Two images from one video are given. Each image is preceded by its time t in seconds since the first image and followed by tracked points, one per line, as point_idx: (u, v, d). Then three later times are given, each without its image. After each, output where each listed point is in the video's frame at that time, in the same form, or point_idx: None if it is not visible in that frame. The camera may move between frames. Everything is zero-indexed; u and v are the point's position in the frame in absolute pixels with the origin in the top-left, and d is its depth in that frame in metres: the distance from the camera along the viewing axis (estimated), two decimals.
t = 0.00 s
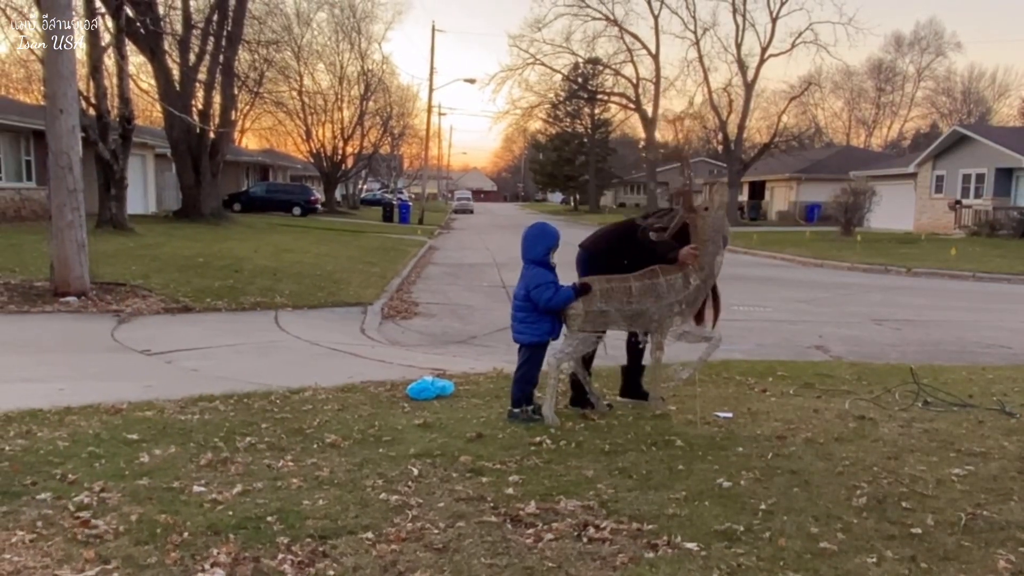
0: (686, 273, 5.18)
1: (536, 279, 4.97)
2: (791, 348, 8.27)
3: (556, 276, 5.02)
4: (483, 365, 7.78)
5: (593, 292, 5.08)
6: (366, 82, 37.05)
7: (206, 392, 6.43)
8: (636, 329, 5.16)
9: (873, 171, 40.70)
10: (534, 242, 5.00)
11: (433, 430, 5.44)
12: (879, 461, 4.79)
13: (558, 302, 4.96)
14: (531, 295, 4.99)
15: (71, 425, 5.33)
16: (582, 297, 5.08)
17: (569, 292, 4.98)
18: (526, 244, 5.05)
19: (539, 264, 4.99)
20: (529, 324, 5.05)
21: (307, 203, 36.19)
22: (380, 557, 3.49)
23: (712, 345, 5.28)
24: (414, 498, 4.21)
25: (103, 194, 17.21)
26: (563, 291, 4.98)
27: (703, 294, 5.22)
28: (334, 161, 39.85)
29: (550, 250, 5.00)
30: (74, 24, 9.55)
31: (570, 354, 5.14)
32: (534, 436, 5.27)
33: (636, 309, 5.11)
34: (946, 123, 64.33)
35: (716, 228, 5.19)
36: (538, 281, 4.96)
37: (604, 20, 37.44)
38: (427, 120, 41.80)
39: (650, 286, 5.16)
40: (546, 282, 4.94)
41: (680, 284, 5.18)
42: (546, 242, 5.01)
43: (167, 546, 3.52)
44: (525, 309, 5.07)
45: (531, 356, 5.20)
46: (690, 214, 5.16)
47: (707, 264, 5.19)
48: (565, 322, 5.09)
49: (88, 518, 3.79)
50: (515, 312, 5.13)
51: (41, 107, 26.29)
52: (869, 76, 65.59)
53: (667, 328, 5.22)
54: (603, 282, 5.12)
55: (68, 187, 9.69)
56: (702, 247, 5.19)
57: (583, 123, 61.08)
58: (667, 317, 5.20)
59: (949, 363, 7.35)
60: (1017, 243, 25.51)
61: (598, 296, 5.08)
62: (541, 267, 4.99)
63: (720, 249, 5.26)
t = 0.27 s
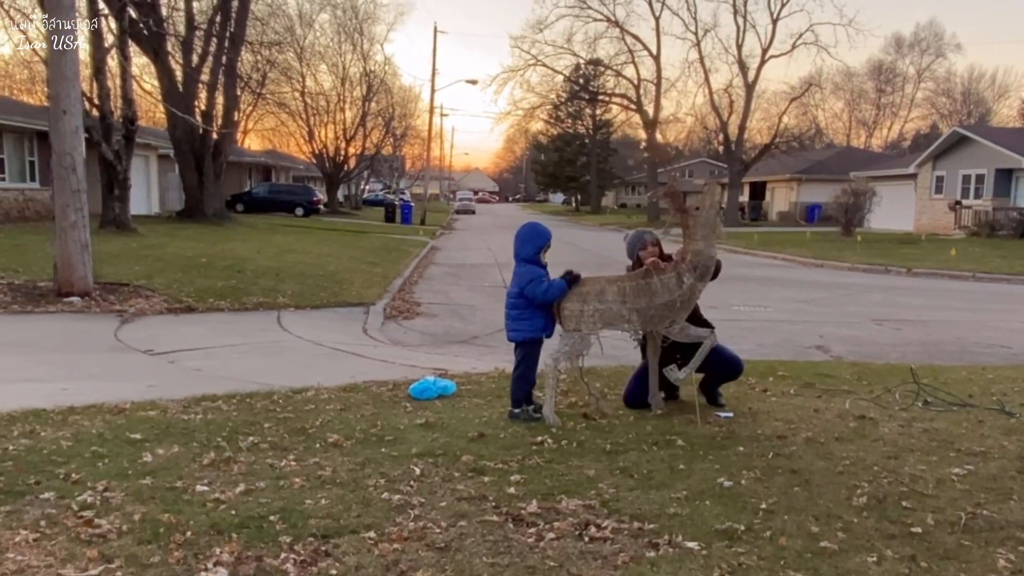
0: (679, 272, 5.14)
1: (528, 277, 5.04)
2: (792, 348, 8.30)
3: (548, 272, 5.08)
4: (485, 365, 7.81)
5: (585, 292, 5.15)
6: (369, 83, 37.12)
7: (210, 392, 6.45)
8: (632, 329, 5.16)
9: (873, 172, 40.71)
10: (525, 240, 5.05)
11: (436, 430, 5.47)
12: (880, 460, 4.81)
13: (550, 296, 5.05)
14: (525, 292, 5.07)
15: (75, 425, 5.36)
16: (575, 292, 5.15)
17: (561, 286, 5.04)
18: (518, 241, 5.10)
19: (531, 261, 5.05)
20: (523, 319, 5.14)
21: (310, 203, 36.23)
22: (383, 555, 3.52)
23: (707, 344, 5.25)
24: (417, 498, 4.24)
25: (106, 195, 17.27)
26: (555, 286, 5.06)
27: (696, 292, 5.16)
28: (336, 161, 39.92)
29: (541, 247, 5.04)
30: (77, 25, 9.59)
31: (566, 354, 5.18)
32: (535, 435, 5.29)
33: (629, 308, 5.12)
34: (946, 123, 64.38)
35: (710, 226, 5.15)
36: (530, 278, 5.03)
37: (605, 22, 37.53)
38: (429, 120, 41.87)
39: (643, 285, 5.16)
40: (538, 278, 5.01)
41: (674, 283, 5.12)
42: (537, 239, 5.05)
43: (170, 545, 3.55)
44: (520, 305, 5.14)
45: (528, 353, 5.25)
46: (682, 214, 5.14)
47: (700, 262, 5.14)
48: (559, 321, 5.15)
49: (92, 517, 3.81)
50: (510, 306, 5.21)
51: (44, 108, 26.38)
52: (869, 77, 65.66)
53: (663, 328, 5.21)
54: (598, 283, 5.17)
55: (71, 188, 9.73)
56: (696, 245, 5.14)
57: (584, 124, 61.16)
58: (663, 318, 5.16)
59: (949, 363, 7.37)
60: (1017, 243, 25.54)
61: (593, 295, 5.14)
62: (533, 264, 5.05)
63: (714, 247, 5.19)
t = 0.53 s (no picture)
0: (680, 273, 5.17)
1: (530, 279, 5.04)
2: (792, 348, 8.31)
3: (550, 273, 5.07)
4: (486, 365, 7.83)
5: (587, 292, 5.16)
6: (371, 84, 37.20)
7: (212, 392, 6.48)
8: (633, 329, 5.19)
9: (874, 172, 40.72)
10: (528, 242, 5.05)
11: (437, 429, 5.50)
12: (880, 459, 4.83)
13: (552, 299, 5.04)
14: (527, 294, 5.07)
15: (78, 424, 5.39)
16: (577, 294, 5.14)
17: (564, 288, 5.04)
18: (521, 242, 5.10)
19: (533, 263, 5.05)
20: (525, 321, 5.14)
21: (312, 204, 36.28)
22: (385, 555, 3.54)
23: (708, 344, 5.27)
24: (419, 497, 4.26)
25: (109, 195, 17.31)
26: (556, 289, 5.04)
27: (697, 293, 5.19)
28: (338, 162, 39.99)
29: (543, 248, 5.05)
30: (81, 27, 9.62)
31: (567, 355, 5.20)
32: (537, 435, 5.31)
33: (631, 308, 5.15)
34: (946, 124, 64.37)
35: (710, 226, 5.16)
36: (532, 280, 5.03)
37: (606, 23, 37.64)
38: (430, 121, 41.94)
39: (644, 286, 5.18)
40: (540, 280, 5.00)
41: (675, 283, 5.16)
42: (538, 240, 5.05)
43: (174, 544, 3.58)
44: (523, 306, 5.14)
45: (530, 354, 5.26)
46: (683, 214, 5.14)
47: (701, 263, 5.15)
48: (561, 322, 5.16)
49: (95, 517, 3.84)
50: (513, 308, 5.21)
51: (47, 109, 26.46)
52: (869, 78, 65.72)
53: (664, 328, 5.23)
54: (600, 284, 5.20)
55: (75, 189, 9.76)
56: (696, 245, 5.15)
57: (585, 125, 61.23)
58: (664, 318, 5.20)
59: (949, 363, 7.38)
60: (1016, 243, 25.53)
61: (594, 296, 5.16)
62: (535, 266, 5.04)
63: (714, 246, 5.20)
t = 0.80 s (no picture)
0: (683, 273, 5.19)
1: (535, 282, 5.06)
2: (793, 348, 8.33)
3: (554, 276, 5.10)
4: (488, 365, 7.85)
5: (590, 293, 5.19)
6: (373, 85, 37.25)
7: (215, 392, 6.51)
8: (636, 330, 5.22)
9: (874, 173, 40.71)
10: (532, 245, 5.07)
11: (439, 429, 5.52)
12: (880, 459, 4.85)
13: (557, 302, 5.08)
14: (532, 296, 5.09)
15: (82, 424, 5.42)
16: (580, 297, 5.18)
17: (569, 289, 5.08)
18: (526, 245, 5.12)
19: (537, 266, 5.07)
20: (530, 324, 5.17)
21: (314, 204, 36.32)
22: (387, 554, 3.56)
23: (710, 343, 5.28)
24: (421, 497, 4.29)
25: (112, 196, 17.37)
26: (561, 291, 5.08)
27: (699, 293, 5.21)
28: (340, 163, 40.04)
29: (548, 251, 5.08)
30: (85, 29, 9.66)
31: (570, 355, 5.22)
32: (539, 435, 5.34)
33: (634, 308, 5.17)
34: (946, 125, 64.35)
35: (712, 227, 5.18)
36: (537, 284, 5.06)
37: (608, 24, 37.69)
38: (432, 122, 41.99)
39: (647, 286, 5.21)
40: (545, 282, 5.03)
41: (677, 284, 5.18)
42: (544, 243, 5.08)
43: (176, 544, 3.60)
44: (528, 308, 5.17)
45: (534, 355, 5.29)
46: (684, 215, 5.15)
47: (703, 263, 5.17)
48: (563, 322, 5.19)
49: (98, 516, 3.87)
50: (517, 309, 5.24)
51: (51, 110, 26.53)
52: (869, 79, 65.78)
53: (667, 328, 5.25)
54: (602, 285, 5.23)
55: (78, 189, 9.80)
56: (698, 246, 5.17)
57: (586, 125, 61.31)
58: (667, 317, 5.21)
59: (949, 363, 7.39)
60: (1016, 244, 25.53)
61: (596, 296, 5.19)
62: (540, 270, 5.07)
63: (716, 247, 5.22)
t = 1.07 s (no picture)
0: (681, 273, 5.20)
1: (531, 281, 5.08)
2: (793, 348, 8.35)
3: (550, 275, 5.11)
4: (490, 365, 7.88)
5: (588, 293, 5.21)
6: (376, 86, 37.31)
7: (218, 391, 6.53)
8: (634, 329, 5.24)
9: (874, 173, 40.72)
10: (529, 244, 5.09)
11: (441, 428, 5.55)
12: (880, 459, 4.87)
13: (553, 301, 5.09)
14: (530, 295, 5.10)
15: (85, 423, 5.45)
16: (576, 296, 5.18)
17: (567, 288, 5.11)
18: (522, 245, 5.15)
19: (534, 266, 5.09)
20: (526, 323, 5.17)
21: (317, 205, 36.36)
22: (389, 553, 3.59)
23: (710, 343, 5.28)
24: (423, 496, 4.31)
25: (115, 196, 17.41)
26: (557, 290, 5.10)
27: (697, 294, 5.22)
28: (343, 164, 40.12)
29: (545, 251, 5.09)
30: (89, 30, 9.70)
31: (569, 354, 5.25)
32: (539, 435, 5.36)
33: (633, 308, 5.19)
34: (946, 126, 64.37)
35: (710, 227, 5.21)
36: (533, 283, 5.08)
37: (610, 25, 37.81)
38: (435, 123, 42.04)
39: (646, 286, 5.23)
40: (543, 281, 5.05)
41: (675, 284, 5.20)
42: (541, 242, 5.09)
43: (179, 543, 3.63)
44: (525, 308, 5.18)
45: (533, 355, 5.30)
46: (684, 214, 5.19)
47: (702, 263, 5.18)
48: (562, 321, 5.22)
49: (101, 515, 3.90)
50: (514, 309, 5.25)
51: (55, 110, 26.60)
52: (870, 80, 65.83)
53: (666, 328, 5.27)
54: (601, 284, 5.24)
55: (82, 189, 9.84)
56: (697, 245, 5.20)
57: (588, 126, 61.33)
58: (665, 316, 5.23)
59: (949, 363, 7.40)
60: (1016, 244, 25.55)
61: (596, 296, 5.21)
62: (537, 269, 5.09)
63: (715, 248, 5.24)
